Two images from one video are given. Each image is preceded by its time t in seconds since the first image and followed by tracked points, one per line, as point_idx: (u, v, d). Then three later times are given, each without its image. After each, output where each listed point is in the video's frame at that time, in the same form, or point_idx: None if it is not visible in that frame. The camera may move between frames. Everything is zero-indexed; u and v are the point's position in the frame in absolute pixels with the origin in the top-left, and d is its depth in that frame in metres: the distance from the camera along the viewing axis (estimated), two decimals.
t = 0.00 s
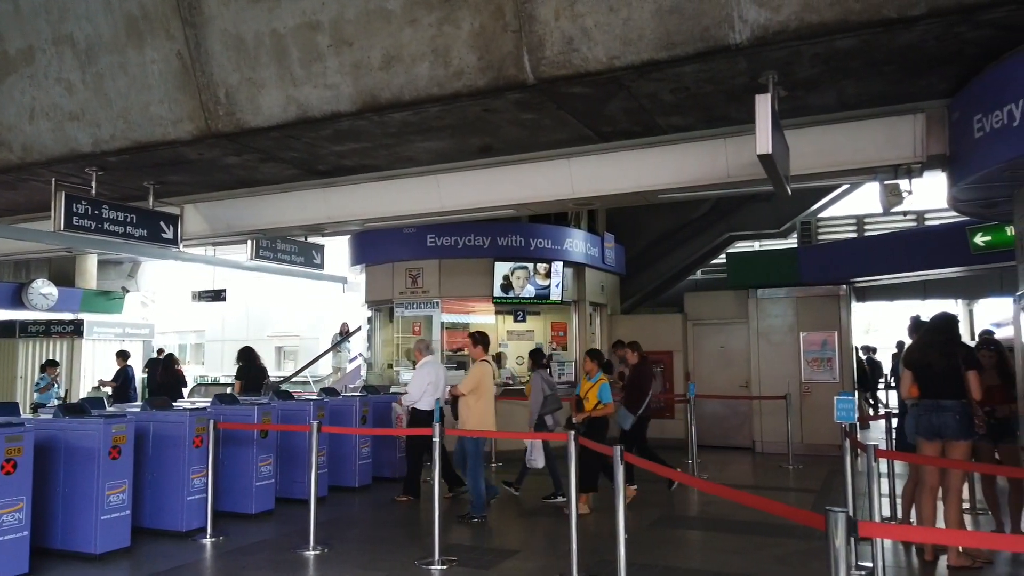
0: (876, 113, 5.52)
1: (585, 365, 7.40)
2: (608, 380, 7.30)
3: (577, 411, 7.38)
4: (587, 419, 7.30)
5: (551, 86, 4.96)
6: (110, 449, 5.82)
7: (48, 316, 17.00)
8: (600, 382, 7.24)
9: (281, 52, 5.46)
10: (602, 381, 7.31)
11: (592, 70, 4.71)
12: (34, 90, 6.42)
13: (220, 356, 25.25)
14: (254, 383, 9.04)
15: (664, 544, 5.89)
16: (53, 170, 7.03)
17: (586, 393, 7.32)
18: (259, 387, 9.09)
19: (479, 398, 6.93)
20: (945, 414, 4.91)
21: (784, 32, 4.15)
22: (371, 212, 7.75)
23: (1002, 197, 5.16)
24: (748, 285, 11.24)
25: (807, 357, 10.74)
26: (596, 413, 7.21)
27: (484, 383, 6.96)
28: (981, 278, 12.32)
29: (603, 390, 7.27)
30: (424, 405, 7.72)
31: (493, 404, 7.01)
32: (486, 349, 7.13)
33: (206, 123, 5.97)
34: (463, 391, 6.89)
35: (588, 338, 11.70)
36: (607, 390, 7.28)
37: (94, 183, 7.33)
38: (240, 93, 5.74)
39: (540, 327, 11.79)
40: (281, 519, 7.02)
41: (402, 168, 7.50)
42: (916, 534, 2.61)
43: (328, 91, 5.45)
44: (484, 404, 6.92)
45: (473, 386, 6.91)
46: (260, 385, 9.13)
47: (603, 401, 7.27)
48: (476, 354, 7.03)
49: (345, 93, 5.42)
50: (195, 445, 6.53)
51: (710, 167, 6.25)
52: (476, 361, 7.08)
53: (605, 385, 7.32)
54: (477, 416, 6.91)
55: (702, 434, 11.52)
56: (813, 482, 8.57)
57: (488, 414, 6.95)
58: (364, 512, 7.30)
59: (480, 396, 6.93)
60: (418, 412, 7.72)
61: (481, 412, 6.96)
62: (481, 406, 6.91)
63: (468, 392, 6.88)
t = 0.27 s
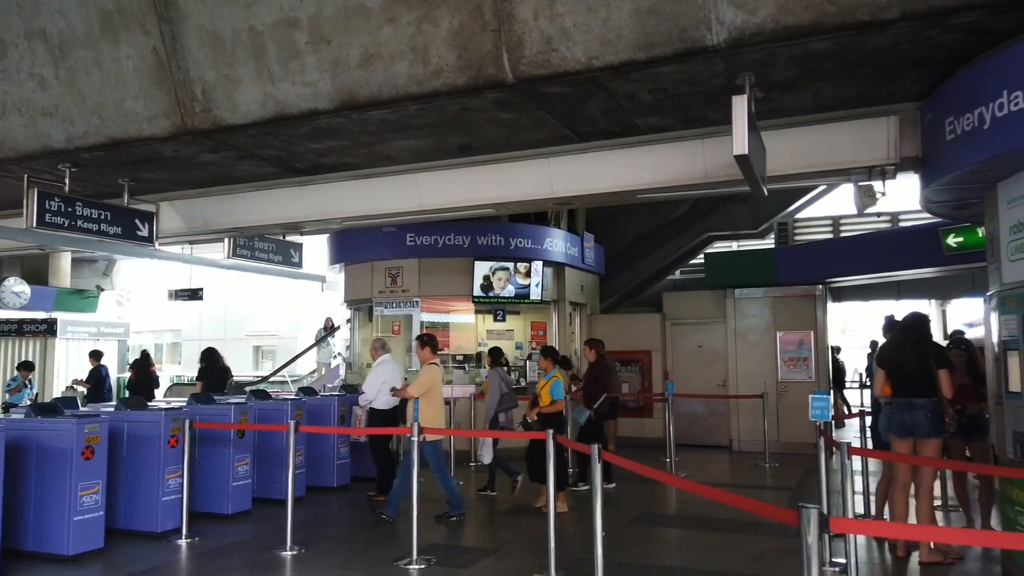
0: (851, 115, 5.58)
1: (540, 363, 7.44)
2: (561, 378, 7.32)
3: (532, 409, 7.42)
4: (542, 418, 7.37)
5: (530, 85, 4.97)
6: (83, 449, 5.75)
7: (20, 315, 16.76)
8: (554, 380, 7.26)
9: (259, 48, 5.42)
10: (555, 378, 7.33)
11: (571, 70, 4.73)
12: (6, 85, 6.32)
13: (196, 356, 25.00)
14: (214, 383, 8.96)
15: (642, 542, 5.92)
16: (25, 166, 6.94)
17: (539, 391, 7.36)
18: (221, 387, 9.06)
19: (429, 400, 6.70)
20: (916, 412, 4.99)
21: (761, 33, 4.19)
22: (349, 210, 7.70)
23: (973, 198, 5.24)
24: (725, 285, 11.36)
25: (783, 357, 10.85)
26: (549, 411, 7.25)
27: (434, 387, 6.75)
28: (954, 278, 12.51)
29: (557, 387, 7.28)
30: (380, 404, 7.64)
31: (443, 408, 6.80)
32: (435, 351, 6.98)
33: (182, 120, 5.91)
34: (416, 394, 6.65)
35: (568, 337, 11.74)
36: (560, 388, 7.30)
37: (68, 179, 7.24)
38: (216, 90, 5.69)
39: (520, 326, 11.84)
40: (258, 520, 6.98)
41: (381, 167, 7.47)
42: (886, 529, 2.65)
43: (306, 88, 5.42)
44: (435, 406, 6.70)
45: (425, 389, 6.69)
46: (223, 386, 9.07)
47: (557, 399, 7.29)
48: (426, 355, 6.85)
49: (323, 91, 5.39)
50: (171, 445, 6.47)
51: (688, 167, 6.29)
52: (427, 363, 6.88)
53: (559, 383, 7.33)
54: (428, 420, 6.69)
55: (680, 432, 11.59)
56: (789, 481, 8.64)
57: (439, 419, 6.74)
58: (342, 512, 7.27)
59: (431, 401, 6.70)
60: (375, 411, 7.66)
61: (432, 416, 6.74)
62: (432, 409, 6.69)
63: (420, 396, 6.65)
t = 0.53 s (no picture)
0: (824, 117, 5.65)
1: (490, 365, 7.43)
2: (510, 378, 7.31)
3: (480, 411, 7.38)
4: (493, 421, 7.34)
5: (507, 84, 4.98)
6: (54, 449, 5.67)
7: None
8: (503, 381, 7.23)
9: (234, 45, 5.38)
10: (504, 378, 7.31)
11: (548, 70, 4.74)
12: None
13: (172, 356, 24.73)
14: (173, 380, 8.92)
15: (618, 540, 5.94)
16: None
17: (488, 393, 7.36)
18: (181, 384, 8.97)
19: (375, 398, 6.75)
20: (887, 410, 5.07)
21: (735, 36, 4.23)
22: (326, 208, 7.65)
23: (942, 200, 5.32)
24: (702, 284, 11.39)
25: (759, 356, 10.95)
26: (498, 412, 7.23)
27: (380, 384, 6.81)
28: (926, 278, 12.71)
29: (505, 388, 7.28)
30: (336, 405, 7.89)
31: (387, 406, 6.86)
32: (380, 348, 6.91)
33: (155, 116, 5.85)
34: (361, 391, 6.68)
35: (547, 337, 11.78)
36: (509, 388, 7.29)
37: (39, 176, 7.13)
38: (191, 86, 5.64)
39: (498, 326, 11.86)
40: (233, 520, 6.92)
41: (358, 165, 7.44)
42: (855, 525, 2.69)
43: (282, 86, 5.39)
44: (380, 404, 6.76)
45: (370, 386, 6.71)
46: (183, 384, 8.98)
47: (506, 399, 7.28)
48: (371, 353, 6.79)
49: (299, 88, 5.36)
50: (144, 445, 6.40)
51: (665, 167, 6.33)
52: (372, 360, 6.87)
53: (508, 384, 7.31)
54: (370, 416, 6.73)
55: (657, 431, 11.66)
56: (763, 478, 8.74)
57: (383, 416, 6.79)
58: (319, 512, 7.24)
59: (377, 397, 6.74)
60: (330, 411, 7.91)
61: (376, 413, 6.78)
62: (377, 407, 6.74)
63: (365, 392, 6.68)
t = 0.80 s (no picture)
0: (798, 119, 5.72)
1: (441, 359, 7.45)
2: (460, 373, 7.32)
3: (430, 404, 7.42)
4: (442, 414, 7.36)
5: (484, 83, 4.98)
6: (23, 450, 5.58)
7: None
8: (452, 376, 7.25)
9: (208, 41, 5.32)
10: (454, 373, 7.32)
11: (524, 69, 4.75)
12: None
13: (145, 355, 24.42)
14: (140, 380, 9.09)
15: (593, 539, 5.97)
16: None
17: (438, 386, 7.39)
18: (148, 384, 9.12)
19: (320, 400, 6.69)
20: (857, 409, 5.14)
21: (710, 37, 4.27)
22: (301, 206, 7.59)
23: (913, 201, 5.41)
24: (678, 285, 11.48)
25: (733, 356, 11.05)
26: (446, 404, 7.26)
27: (324, 386, 6.74)
28: (897, 279, 12.90)
29: (454, 381, 7.29)
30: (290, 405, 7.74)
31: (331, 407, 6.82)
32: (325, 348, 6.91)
33: (128, 112, 5.78)
34: (306, 393, 6.61)
35: (525, 336, 11.79)
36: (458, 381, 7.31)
37: (7, 173, 7.02)
38: (164, 82, 5.57)
39: (476, 325, 11.89)
40: (206, 521, 6.85)
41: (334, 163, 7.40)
42: (823, 520, 2.73)
43: (257, 82, 5.35)
44: (325, 407, 6.71)
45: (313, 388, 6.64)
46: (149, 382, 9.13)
47: (455, 392, 7.29)
48: (314, 354, 6.79)
49: (274, 86, 5.32)
50: (115, 445, 6.31)
51: (641, 168, 6.37)
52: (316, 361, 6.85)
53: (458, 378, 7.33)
54: (313, 419, 6.66)
55: (633, 430, 11.73)
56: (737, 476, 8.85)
57: (325, 419, 6.74)
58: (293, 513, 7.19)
59: (320, 400, 6.69)
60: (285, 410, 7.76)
61: (318, 415, 6.71)
62: (321, 409, 6.69)
63: (309, 394, 6.62)
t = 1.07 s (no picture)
0: (772, 120, 5.78)
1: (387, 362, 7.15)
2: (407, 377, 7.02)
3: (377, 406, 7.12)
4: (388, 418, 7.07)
5: (461, 82, 4.97)
6: None
7: None
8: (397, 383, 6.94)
9: (182, 36, 5.27)
10: (401, 378, 7.03)
11: (501, 68, 4.75)
12: None
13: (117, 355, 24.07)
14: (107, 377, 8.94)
15: (570, 537, 5.98)
16: None
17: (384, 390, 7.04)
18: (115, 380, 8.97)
19: (253, 399, 6.50)
20: (829, 407, 5.21)
21: (686, 38, 4.30)
22: (277, 204, 7.52)
23: (884, 203, 5.49)
24: (655, 285, 11.57)
25: (709, 355, 11.14)
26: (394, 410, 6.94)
27: (258, 384, 6.56)
28: (870, 279, 13.09)
29: (401, 387, 6.98)
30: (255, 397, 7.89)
31: (269, 404, 6.64)
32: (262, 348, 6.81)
33: (99, 108, 5.70)
34: (238, 394, 6.42)
35: (502, 335, 11.78)
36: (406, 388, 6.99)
37: None
38: (137, 78, 5.50)
39: (454, 324, 11.75)
40: (179, 522, 6.78)
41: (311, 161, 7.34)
42: (795, 516, 2.77)
43: (231, 79, 5.30)
44: (259, 406, 6.52)
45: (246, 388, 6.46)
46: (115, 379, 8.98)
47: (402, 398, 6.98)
48: (251, 352, 6.67)
49: (249, 82, 5.27)
50: (86, 446, 6.22)
51: (618, 168, 6.39)
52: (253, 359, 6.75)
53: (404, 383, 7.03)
54: (251, 419, 6.50)
55: (609, 429, 11.78)
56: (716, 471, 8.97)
57: (265, 416, 6.59)
58: (268, 513, 7.13)
59: (255, 398, 6.51)
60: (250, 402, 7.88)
61: (256, 414, 6.56)
62: (256, 409, 6.50)
63: (241, 395, 6.43)
